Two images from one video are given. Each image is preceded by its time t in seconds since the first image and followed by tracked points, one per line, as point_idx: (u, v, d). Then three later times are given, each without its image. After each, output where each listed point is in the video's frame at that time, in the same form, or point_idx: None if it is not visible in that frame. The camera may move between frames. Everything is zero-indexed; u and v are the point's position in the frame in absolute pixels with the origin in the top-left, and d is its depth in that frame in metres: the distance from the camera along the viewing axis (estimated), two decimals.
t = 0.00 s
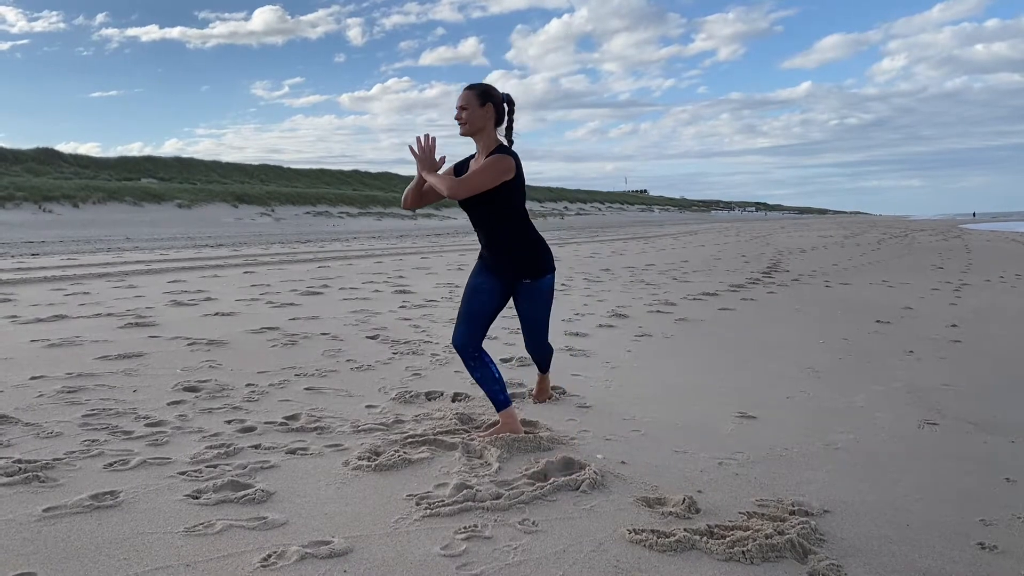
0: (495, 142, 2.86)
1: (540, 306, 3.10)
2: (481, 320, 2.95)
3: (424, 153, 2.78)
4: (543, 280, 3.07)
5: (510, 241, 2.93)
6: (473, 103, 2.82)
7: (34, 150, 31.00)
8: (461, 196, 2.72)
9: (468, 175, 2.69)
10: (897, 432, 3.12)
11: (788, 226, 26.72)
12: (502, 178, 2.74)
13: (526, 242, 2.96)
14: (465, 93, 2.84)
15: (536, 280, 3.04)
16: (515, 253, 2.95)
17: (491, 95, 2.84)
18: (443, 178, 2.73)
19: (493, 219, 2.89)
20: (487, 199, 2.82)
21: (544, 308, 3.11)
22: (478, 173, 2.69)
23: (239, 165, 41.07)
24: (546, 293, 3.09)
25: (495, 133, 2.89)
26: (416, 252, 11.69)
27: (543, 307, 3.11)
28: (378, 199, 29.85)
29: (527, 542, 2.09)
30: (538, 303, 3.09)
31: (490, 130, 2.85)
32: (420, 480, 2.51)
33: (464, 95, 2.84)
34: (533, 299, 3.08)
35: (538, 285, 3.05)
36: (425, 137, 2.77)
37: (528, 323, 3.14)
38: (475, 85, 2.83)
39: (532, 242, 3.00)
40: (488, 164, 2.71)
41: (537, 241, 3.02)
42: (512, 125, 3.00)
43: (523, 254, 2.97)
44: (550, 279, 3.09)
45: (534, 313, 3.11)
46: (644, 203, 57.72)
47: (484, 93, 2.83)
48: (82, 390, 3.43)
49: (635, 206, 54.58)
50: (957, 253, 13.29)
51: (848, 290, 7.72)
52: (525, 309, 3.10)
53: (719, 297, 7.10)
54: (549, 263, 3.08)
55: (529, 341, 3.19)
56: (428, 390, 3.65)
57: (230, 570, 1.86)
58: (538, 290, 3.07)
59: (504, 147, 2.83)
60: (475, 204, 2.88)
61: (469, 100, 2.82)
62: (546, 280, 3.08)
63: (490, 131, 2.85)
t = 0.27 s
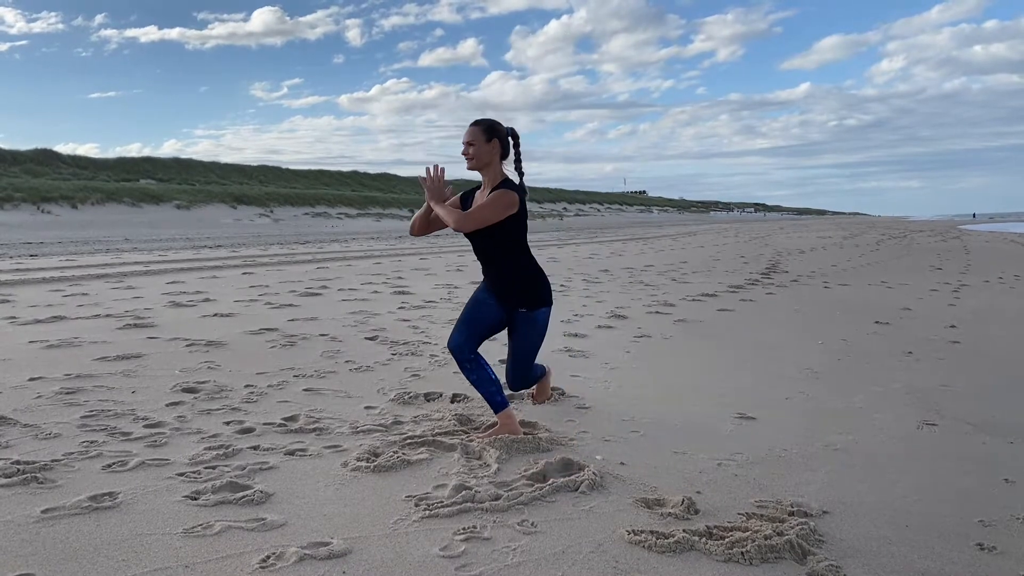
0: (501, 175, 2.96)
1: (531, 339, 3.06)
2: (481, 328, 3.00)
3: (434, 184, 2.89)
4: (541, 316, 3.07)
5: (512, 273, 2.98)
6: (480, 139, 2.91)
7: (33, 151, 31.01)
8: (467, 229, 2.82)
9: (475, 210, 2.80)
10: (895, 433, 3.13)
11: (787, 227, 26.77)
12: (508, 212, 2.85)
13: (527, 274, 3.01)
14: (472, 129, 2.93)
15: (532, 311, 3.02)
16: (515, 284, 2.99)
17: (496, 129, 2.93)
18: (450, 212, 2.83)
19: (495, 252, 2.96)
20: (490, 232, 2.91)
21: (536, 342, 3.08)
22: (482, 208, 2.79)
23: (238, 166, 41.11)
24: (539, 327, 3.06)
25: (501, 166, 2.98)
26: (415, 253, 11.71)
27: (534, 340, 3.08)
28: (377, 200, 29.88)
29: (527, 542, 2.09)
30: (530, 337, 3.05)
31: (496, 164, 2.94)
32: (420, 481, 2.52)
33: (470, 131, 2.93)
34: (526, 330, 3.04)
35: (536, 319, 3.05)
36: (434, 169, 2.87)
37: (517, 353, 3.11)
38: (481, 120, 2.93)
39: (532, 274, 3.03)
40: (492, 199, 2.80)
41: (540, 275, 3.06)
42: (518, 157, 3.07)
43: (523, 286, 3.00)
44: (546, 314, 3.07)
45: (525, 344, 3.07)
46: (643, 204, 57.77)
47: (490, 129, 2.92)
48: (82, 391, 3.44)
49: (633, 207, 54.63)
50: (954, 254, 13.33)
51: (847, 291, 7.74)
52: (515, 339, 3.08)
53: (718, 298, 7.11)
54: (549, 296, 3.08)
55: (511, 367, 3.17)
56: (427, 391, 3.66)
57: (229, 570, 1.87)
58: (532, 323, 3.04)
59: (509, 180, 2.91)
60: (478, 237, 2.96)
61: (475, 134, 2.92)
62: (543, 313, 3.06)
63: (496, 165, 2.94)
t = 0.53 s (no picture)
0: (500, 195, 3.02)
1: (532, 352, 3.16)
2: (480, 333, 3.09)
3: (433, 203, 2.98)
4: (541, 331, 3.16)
5: (509, 289, 3.05)
6: (480, 159, 2.97)
7: (33, 150, 31.01)
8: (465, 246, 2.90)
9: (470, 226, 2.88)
10: (896, 432, 3.13)
11: (787, 226, 26.75)
12: (503, 230, 2.94)
13: (525, 290, 3.07)
14: (472, 149, 2.99)
15: (535, 325, 3.12)
16: (514, 300, 3.07)
17: (497, 150, 2.98)
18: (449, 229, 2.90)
19: (492, 268, 3.04)
20: (487, 247, 2.99)
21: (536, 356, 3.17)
22: (479, 225, 2.88)
23: (238, 165, 41.12)
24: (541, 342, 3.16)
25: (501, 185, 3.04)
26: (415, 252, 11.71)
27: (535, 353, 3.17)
28: (378, 200, 29.88)
29: (527, 542, 2.09)
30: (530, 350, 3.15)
31: (495, 185, 3.00)
32: (420, 480, 2.52)
33: (471, 151, 2.99)
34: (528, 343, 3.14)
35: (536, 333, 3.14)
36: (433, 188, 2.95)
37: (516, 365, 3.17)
38: (481, 141, 2.98)
39: (534, 290, 3.10)
40: (490, 217, 2.90)
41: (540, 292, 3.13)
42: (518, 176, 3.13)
43: (523, 302, 3.08)
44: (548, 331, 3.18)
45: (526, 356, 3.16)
46: (643, 204, 57.76)
47: (491, 150, 2.97)
48: (82, 390, 3.44)
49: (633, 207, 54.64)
50: (955, 253, 13.33)
51: (847, 290, 7.74)
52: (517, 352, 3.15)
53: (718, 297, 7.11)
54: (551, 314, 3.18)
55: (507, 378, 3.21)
56: (427, 390, 3.66)
57: (229, 570, 1.86)
58: (534, 336, 3.14)
59: (508, 199, 2.99)
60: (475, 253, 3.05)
61: (475, 155, 2.97)
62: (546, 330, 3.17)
63: (496, 185, 3.00)
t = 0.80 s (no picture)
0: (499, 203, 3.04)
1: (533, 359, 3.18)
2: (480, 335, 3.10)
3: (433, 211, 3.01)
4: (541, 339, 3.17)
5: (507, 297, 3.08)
6: (479, 168, 2.97)
7: (33, 150, 31.02)
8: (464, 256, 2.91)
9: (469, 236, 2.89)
10: (895, 433, 3.13)
11: (787, 226, 26.77)
12: (502, 240, 2.95)
13: (524, 299, 3.09)
14: (471, 158, 2.99)
15: (535, 333, 3.14)
16: (512, 308, 3.10)
17: (496, 159, 2.98)
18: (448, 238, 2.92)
19: (490, 277, 3.07)
20: (485, 256, 3.01)
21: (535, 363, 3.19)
22: (478, 235, 2.89)
23: (238, 165, 41.13)
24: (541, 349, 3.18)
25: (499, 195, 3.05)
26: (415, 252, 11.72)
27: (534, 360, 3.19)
28: (377, 200, 29.89)
29: (527, 542, 2.09)
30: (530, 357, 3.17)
31: (494, 194, 3.01)
32: (420, 481, 2.52)
33: (470, 160, 2.99)
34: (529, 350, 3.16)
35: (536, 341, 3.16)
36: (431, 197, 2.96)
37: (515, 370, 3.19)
38: (480, 150, 2.98)
39: (534, 299, 3.11)
40: (488, 226, 2.91)
41: (540, 300, 3.13)
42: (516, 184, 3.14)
43: (522, 311, 3.10)
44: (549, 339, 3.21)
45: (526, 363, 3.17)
46: (643, 204, 57.78)
47: (490, 159, 2.98)
48: (82, 391, 3.44)
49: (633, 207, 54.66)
50: (954, 253, 13.34)
51: (847, 291, 7.74)
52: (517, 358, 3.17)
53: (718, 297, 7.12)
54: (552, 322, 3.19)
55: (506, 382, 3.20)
56: (427, 391, 3.66)
57: (229, 570, 1.87)
58: (535, 343, 3.16)
59: (506, 209, 3.00)
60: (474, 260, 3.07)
61: (474, 164, 2.97)
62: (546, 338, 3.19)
63: (495, 194, 3.01)
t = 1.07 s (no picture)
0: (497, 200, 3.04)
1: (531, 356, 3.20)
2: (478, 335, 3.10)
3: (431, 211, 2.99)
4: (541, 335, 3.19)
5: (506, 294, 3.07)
6: (478, 165, 2.96)
7: (33, 150, 31.00)
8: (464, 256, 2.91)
9: (469, 236, 2.88)
10: (895, 432, 3.13)
11: (788, 226, 26.77)
12: (502, 239, 2.95)
13: (523, 296, 3.08)
14: (470, 155, 2.98)
15: (535, 329, 3.15)
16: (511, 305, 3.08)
17: (495, 156, 2.98)
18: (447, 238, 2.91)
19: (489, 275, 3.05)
20: (484, 253, 2.99)
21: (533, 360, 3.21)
22: (477, 235, 2.88)
23: (238, 165, 41.11)
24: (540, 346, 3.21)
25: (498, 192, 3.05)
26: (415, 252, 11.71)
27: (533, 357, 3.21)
28: (378, 199, 29.88)
29: (527, 542, 2.09)
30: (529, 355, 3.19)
31: (493, 191, 3.01)
32: (420, 480, 2.52)
33: (469, 156, 2.98)
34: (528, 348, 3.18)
35: (536, 336, 3.17)
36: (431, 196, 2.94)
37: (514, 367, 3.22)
38: (480, 147, 2.97)
39: (533, 296, 3.11)
40: (488, 225, 2.90)
41: (539, 297, 3.12)
42: (515, 181, 3.14)
43: (523, 308, 3.09)
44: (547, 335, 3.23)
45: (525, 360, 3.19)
46: (643, 204, 57.76)
47: (489, 155, 2.97)
48: (82, 390, 3.44)
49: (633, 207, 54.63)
50: (955, 253, 13.33)
51: (847, 290, 7.74)
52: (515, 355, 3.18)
53: (718, 297, 7.11)
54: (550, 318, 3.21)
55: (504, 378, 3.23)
56: (427, 390, 3.66)
57: (229, 570, 1.87)
58: (534, 340, 3.18)
59: (506, 206, 3.00)
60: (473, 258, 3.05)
61: (474, 161, 2.96)
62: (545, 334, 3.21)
63: (494, 191, 3.01)
